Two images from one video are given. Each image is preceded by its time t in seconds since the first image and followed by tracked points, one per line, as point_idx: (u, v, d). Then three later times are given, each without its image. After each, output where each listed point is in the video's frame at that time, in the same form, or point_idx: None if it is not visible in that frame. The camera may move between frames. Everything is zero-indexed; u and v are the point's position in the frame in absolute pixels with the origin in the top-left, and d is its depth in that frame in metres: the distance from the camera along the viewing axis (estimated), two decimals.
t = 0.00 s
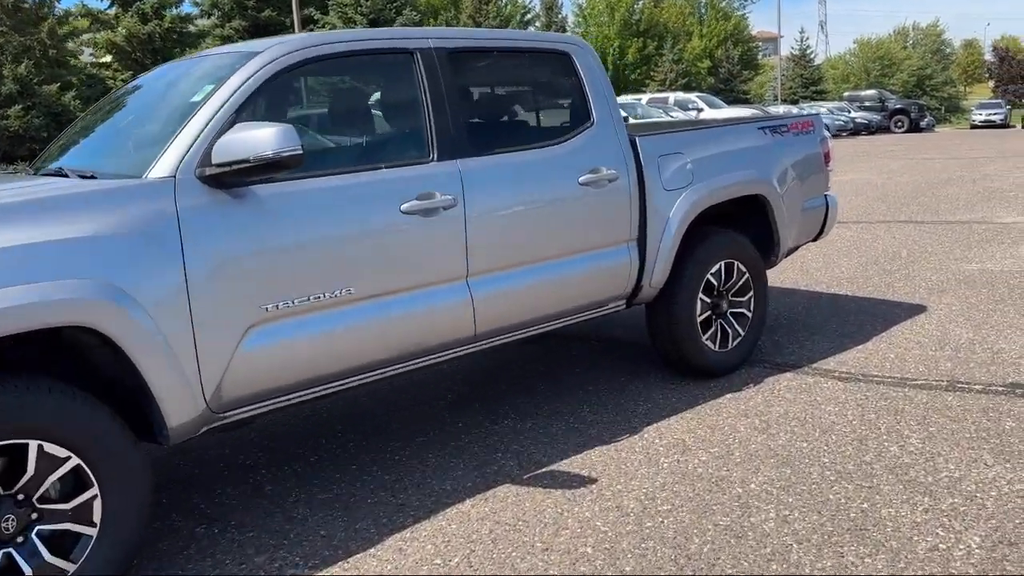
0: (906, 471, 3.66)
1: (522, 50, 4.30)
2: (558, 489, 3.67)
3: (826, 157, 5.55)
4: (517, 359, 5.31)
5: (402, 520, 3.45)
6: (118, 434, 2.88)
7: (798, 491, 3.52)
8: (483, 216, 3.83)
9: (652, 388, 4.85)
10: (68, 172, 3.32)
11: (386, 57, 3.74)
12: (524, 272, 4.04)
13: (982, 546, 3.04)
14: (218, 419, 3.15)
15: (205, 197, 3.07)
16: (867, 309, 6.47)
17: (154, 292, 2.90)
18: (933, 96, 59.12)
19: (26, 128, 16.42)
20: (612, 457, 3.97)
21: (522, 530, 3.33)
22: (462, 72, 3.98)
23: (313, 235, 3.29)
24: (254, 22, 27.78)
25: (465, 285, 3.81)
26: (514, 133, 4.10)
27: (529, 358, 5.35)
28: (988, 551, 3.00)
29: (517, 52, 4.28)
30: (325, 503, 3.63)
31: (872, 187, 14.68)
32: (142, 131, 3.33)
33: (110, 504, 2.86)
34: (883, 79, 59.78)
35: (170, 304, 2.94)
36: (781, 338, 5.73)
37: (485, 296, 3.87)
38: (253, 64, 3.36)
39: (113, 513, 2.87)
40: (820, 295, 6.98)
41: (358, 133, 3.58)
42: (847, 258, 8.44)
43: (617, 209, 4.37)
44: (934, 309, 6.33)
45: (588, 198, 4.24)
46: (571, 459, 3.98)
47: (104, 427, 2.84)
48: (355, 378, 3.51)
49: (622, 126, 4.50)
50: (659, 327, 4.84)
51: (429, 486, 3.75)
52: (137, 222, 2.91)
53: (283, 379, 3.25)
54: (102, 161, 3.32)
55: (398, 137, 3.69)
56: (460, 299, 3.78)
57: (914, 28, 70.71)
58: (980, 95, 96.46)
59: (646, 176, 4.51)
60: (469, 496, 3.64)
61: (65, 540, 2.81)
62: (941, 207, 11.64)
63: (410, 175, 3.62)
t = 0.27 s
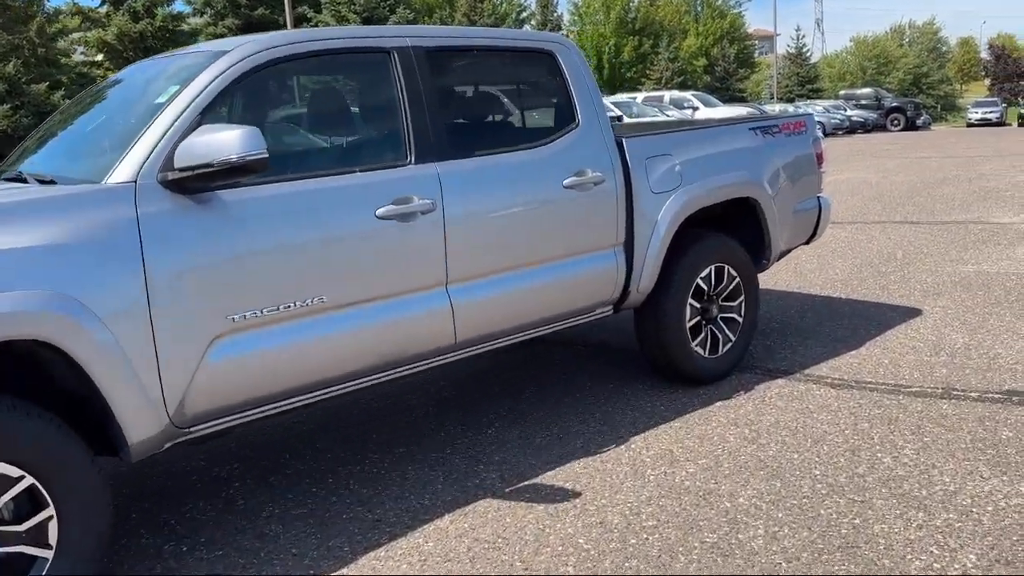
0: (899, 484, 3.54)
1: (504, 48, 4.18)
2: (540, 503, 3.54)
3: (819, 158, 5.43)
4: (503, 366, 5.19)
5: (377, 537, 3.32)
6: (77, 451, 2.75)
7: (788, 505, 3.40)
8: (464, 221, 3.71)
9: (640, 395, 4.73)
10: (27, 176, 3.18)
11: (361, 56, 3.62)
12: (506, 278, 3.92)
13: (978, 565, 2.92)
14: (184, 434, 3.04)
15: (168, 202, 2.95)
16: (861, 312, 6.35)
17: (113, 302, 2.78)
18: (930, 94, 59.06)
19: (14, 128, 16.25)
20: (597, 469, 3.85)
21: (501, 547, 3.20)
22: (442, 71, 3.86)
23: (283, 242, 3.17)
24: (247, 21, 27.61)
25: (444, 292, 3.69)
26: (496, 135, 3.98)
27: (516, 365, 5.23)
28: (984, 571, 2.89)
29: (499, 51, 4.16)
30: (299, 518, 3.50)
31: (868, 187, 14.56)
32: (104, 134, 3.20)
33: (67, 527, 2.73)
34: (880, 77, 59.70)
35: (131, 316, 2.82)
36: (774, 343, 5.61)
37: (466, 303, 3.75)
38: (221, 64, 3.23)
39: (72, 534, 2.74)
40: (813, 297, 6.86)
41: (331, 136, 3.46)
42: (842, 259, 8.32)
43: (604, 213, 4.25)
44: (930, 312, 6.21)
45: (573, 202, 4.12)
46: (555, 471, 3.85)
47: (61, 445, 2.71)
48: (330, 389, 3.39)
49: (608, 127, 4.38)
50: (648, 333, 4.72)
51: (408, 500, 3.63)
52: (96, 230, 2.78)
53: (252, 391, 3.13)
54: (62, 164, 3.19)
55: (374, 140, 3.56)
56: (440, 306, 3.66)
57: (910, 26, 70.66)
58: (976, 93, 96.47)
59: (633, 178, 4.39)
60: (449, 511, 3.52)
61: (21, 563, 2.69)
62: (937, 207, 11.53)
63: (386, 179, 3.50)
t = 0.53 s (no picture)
0: (898, 495, 3.42)
1: (491, 45, 4.05)
2: (527, 516, 3.42)
3: (815, 158, 5.31)
4: (493, 372, 5.07)
5: (356, 553, 3.20)
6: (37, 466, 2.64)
7: (782, 518, 3.28)
8: (448, 224, 3.59)
9: (632, 401, 4.61)
10: None
11: (341, 52, 3.50)
12: (493, 282, 3.80)
13: None
14: (153, 446, 2.92)
15: (134, 205, 2.83)
16: (859, 314, 6.23)
17: (74, 309, 2.66)
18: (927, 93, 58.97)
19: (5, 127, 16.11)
20: (586, 479, 3.73)
21: (485, 563, 3.08)
22: (426, 68, 3.73)
23: (257, 247, 3.05)
24: (242, 19, 27.45)
25: (428, 297, 3.57)
26: (482, 134, 3.86)
27: (505, 370, 5.11)
28: None
29: (485, 48, 4.04)
30: (277, 532, 3.38)
31: (866, 185, 14.45)
32: (70, 132, 3.07)
33: (25, 546, 2.61)
34: (877, 75, 59.61)
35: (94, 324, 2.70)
36: (769, 346, 5.49)
37: (451, 308, 3.63)
38: (192, 61, 3.12)
39: (33, 552, 2.62)
40: (810, 299, 6.75)
41: (308, 136, 3.35)
42: (839, 260, 8.21)
43: (593, 214, 4.13)
44: (929, 314, 6.09)
45: (562, 203, 4.00)
46: (543, 481, 3.73)
47: (21, 459, 2.60)
48: (308, 398, 3.27)
49: (598, 126, 4.26)
50: (640, 337, 4.60)
51: (390, 512, 3.51)
52: (58, 235, 2.67)
53: (225, 401, 3.01)
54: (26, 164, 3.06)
55: (353, 140, 3.44)
56: (424, 312, 3.54)
57: (908, 24, 70.57)
58: (974, 91, 96.43)
59: (625, 178, 4.27)
60: (432, 524, 3.40)
61: None
62: (935, 206, 11.42)
63: (366, 180, 3.38)
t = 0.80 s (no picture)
0: (900, 514, 3.26)
1: (474, 41, 3.89)
2: (511, 536, 3.26)
3: (813, 158, 5.15)
4: (481, 381, 4.92)
5: None
6: None
7: (779, 539, 3.12)
8: (429, 229, 3.42)
9: (623, 412, 4.45)
10: None
11: (314, 49, 3.33)
12: (477, 290, 3.63)
13: None
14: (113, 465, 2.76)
15: (90, 211, 2.67)
16: (858, 318, 6.07)
17: (23, 322, 2.50)
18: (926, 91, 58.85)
19: None
20: (574, 495, 3.57)
21: None
22: (405, 65, 3.57)
23: (223, 254, 2.89)
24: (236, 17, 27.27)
25: (408, 305, 3.41)
26: (464, 135, 3.70)
27: (493, 379, 4.94)
28: None
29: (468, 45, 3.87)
30: (249, 553, 3.22)
31: (864, 185, 14.30)
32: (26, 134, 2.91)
33: None
34: (876, 74, 59.48)
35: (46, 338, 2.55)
36: (766, 353, 5.33)
37: (432, 317, 3.47)
38: (154, 58, 2.95)
39: None
40: (808, 303, 6.59)
41: (280, 138, 3.19)
42: (838, 262, 8.05)
43: (582, 218, 3.97)
44: (929, 319, 5.93)
45: (549, 206, 3.84)
46: (529, 497, 3.57)
47: None
48: (280, 413, 3.11)
49: (587, 126, 4.10)
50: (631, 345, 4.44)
51: (368, 531, 3.35)
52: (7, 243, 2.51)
53: (190, 419, 2.86)
54: None
55: (327, 141, 3.28)
56: (403, 321, 3.38)
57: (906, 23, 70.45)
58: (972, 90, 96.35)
59: (615, 180, 4.11)
60: (411, 544, 3.24)
61: None
62: (935, 207, 11.26)
63: (340, 183, 3.22)
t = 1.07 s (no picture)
0: (903, 538, 3.10)
1: (457, 39, 3.72)
2: (494, 560, 3.10)
3: (812, 160, 4.98)
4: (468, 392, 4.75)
5: None
6: None
7: (776, 565, 2.96)
8: (408, 237, 3.26)
9: (615, 424, 4.29)
10: None
11: (286, 48, 3.17)
12: (459, 300, 3.47)
13: None
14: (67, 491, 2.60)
15: (41, 220, 2.50)
16: (858, 324, 5.91)
17: None
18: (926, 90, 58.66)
19: None
20: (561, 516, 3.41)
21: None
22: (384, 65, 3.40)
23: (186, 266, 2.73)
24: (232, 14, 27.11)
25: (386, 318, 3.25)
26: (447, 138, 3.54)
27: (481, 391, 4.78)
28: None
29: (451, 43, 3.71)
30: None
31: (864, 185, 14.14)
32: None
33: None
34: (876, 72, 59.30)
35: None
36: (763, 361, 5.17)
37: (413, 330, 3.31)
38: (113, 57, 2.79)
39: None
40: (807, 308, 6.43)
41: (249, 142, 3.03)
42: (838, 265, 7.89)
43: (572, 224, 3.80)
44: (932, 325, 5.77)
45: (537, 213, 3.67)
46: (514, 518, 3.41)
47: None
48: (249, 432, 2.95)
49: (576, 128, 3.93)
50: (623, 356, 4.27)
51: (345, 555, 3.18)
52: None
53: (151, 441, 2.69)
54: None
55: (299, 145, 3.11)
56: (381, 334, 3.22)
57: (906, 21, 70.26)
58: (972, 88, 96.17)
59: (605, 185, 3.94)
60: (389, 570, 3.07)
61: None
62: (936, 207, 11.10)
63: (314, 190, 3.05)
